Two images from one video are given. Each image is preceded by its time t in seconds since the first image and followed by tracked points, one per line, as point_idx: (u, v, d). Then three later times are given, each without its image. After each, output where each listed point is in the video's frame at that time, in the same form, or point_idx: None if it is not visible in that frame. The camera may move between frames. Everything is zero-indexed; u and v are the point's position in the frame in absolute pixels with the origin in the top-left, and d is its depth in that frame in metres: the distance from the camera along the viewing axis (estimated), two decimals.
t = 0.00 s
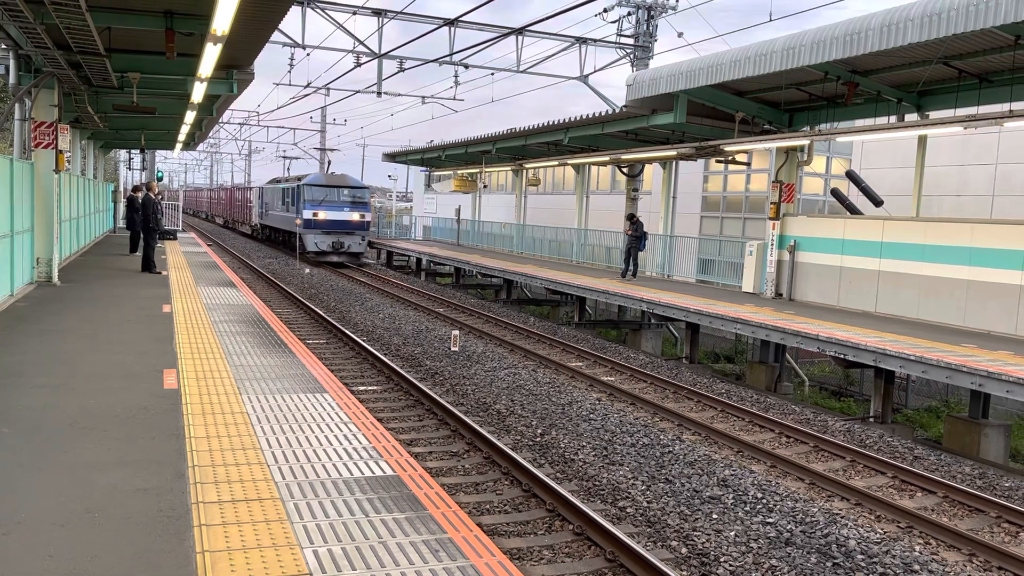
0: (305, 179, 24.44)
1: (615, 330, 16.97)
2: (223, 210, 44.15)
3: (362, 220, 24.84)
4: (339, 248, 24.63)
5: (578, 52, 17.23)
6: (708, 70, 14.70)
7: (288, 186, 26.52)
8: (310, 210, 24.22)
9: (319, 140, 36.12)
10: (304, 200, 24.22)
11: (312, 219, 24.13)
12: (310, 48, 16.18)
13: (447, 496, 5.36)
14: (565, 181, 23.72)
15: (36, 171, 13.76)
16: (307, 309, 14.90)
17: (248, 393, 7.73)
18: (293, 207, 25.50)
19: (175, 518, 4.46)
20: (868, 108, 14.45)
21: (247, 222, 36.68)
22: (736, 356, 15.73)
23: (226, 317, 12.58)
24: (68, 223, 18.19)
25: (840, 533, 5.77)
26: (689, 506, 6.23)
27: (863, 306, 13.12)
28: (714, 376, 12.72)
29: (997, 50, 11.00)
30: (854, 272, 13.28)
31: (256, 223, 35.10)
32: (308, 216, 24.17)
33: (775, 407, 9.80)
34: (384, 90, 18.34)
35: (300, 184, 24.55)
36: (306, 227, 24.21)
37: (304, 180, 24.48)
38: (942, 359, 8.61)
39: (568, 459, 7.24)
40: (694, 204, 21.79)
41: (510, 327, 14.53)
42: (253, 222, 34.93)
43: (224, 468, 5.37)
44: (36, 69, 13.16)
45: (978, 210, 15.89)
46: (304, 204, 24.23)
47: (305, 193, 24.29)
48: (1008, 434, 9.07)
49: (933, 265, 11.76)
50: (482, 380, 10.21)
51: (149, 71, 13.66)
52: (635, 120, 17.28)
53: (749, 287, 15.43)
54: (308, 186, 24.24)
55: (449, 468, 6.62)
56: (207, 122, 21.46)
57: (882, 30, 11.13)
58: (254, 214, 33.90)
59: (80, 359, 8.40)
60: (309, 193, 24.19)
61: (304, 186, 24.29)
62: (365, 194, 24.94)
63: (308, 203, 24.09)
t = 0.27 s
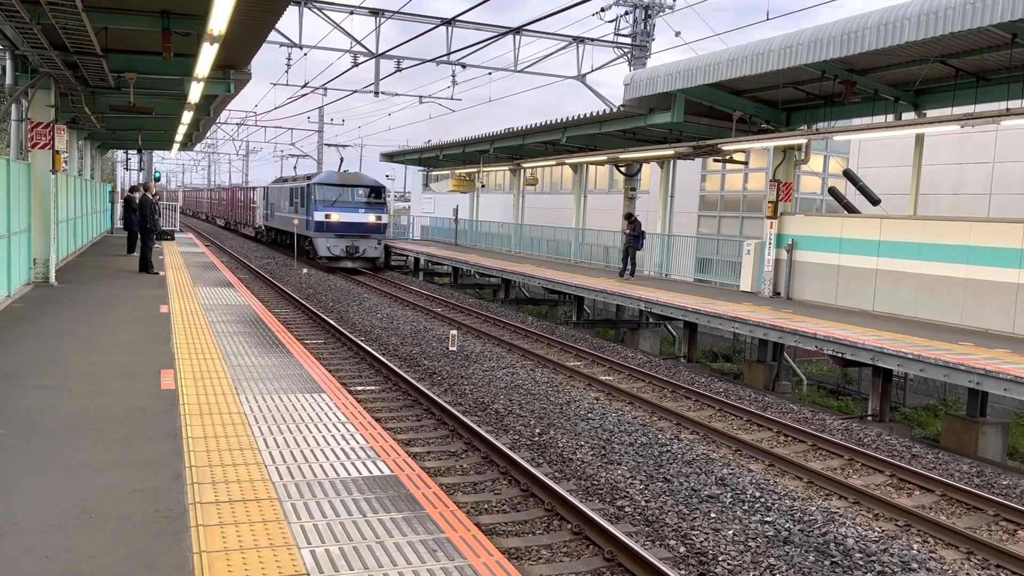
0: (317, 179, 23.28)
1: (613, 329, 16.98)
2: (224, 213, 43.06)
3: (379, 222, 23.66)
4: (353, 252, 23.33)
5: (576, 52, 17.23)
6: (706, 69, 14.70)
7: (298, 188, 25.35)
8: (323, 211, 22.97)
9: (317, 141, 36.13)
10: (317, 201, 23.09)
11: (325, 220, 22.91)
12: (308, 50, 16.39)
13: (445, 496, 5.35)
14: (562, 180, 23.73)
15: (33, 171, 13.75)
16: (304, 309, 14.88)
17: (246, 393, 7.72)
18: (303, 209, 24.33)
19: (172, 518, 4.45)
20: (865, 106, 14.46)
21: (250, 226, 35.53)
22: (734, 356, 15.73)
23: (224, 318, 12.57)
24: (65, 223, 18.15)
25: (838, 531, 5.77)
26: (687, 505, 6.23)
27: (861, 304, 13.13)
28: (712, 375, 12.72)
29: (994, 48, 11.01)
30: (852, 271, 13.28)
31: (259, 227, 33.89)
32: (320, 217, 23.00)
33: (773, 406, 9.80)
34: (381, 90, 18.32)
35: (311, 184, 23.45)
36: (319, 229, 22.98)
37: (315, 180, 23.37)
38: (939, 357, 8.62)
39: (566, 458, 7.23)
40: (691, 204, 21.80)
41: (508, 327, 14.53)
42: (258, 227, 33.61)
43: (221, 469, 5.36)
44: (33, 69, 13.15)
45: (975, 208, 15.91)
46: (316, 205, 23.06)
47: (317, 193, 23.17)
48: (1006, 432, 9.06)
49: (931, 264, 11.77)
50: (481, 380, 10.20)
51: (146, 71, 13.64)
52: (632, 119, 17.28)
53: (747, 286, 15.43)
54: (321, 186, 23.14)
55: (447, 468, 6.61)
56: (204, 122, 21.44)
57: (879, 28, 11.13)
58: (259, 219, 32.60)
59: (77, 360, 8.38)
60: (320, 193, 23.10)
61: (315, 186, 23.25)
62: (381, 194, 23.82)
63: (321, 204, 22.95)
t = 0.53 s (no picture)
0: (331, 178, 21.30)
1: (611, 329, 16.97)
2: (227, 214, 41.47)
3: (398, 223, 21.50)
4: (372, 258, 21.35)
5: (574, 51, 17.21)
6: (705, 68, 14.70)
7: (312, 186, 23.39)
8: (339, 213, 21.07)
9: (315, 141, 36.13)
10: (333, 202, 21.14)
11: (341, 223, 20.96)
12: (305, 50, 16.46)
13: (444, 495, 5.35)
14: (561, 180, 23.72)
15: (31, 172, 13.78)
16: (303, 309, 14.86)
17: (245, 393, 7.71)
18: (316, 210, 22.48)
19: (171, 519, 4.45)
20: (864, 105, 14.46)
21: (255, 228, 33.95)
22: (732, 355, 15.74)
23: (222, 318, 12.54)
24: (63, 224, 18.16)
25: (837, 530, 5.77)
26: (686, 504, 6.23)
27: (860, 303, 13.13)
28: (710, 374, 12.71)
29: (992, 47, 11.01)
30: (850, 270, 13.28)
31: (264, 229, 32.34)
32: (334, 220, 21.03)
33: (772, 405, 9.80)
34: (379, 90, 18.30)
35: (325, 183, 21.51)
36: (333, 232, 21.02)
37: (330, 179, 21.45)
38: (938, 356, 8.62)
39: (565, 458, 7.23)
40: (690, 203, 21.80)
41: (506, 327, 14.50)
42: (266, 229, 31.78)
43: (220, 469, 5.36)
44: (30, 70, 13.16)
45: (973, 207, 15.92)
46: (331, 206, 21.11)
47: (331, 194, 21.22)
48: (1005, 430, 9.05)
49: (929, 262, 11.77)
50: (479, 380, 10.19)
51: (144, 71, 13.63)
52: (630, 119, 17.28)
53: (746, 286, 15.43)
54: (335, 186, 21.17)
55: (446, 468, 6.61)
56: (202, 122, 21.39)
57: (878, 27, 11.13)
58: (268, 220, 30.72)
59: (76, 360, 8.37)
60: (335, 193, 21.18)
61: (329, 186, 21.23)
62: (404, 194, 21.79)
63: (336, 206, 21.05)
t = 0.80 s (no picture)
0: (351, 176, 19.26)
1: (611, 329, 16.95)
2: (232, 215, 39.79)
3: (424, 226, 19.58)
4: (394, 265, 19.44)
5: (573, 51, 17.21)
6: (704, 68, 14.70)
7: (328, 184, 21.47)
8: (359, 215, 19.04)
9: (314, 141, 36.16)
10: (352, 203, 19.15)
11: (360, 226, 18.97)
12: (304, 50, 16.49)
13: (443, 495, 5.34)
14: (560, 180, 23.71)
15: (30, 172, 13.75)
16: (302, 309, 14.83)
17: (245, 393, 7.71)
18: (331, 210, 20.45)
19: (170, 519, 4.44)
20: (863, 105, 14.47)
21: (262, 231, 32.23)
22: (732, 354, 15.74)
23: (221, 318, 12.53)
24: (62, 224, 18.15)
25: (837, 530, 5.76)
26: (686, 504, 6.22)
27: (859, 302, 13.12)
28: (710, 373, 12.71)
29: (991, 46, 11.02)
30: (850, 269, 13.28)
31: (272, 231, 30.69)
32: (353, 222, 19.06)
33: (771, 405, 9.79)
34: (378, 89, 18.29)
35: (343, 181, 19.56)
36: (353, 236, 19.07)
37: (349, 176, 19.40)
38: (937, 355, 8.62)
39: (564, 457, 7.23)
40: (689, 203, 21.80)
41: (505, 327, 14.49)
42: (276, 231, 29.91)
43: (219, 469, 5.35)
44: (29, 70, 13.14)
45: (972, 206, 15.92)
46: (350, 206, 19.15)
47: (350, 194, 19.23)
48: (1004, 429, 9.05)
49: (929, 261, 11.77)
50: (479, 379, 10.19)
51: (143, 71, 13.61)
52: (630, 118, 17.29)
53: (745, 285, 15.43)
54: (354, 185, 19.18)
55: (445, 468, 6.60)
56: (201, 122, 21.41)
57: (877, 26, 11.13)
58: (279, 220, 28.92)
59: (76, 361, 8.37)
60: (353, 193, 19.15)
61: (349, 185, 19.23)
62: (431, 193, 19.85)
63: (355, 207, 19.08)
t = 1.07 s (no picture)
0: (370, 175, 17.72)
1: (610, 329, 16.96)
2: (238, 218, 38.30)
3: (456, 230, 18.04)
4: (423, 273, 17.77)
5: (572, 51, 17.21)
6: (703, 68, 14.71)
7: (347, 183, 19.83)
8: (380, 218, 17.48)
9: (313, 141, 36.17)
10: (373, 205, 17.59)
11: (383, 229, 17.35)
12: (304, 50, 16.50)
13: (443, 496, 5.34)
14: (559, 180, 23.71)
15: (29, 173, 13.74)
16: (302, 309, 14.82)
17: (244, 394, 7.71)
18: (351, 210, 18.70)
19: (169, 519, 4.44)
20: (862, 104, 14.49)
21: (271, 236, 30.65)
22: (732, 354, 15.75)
23: (220, 319, 12.53)
24: (61, 225, 18.13)
25: (837, 529, 5.77)
26: (685, 504, 6.22)
27: (859, 302, 13.13)
28: (709, 373, 12.72)
29: (990, 46, 11.03)
30: (849, 269, 13.28)
31: (280, 233, 29.19)
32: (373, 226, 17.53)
33: (771, 405, 9.80)
34: (378, 89, 18.31)
35: (365, 181, 17.95)
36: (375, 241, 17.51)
37: (368, 174, 17.81)
38: (936, 355, 8.62)
39: (564, 457, 7.23)
40: (689, 203, 21.81)
41: (504, 327, 14.50)
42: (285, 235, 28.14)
43: (218, 470, 5.35)
44: (28, 70, 13.14)
45: (972, 206, 15.93)
46: (371, 209, 17.58)
47: (371, 194, 17.65)
48: (1004, 429, 9.06)
49: (928, 261, 11.77)
50: (478, 379, 10.19)
51: (141, 71, 13.60)
52: (629, 118, 17.31)
53: (744, 285, 15.43)
54: (376, 184, 17.60)
55: (445, 468, 6.60)
56: (200, 122, 21.43)
57: (875, 26, 11.14)
58: (287, 227, 27.16)
59: (75, 361, 8.37)
60: (373, 193, 17.60)
61: (370, 184, 17.68)
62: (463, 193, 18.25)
63: (374, 209, 17.57)
